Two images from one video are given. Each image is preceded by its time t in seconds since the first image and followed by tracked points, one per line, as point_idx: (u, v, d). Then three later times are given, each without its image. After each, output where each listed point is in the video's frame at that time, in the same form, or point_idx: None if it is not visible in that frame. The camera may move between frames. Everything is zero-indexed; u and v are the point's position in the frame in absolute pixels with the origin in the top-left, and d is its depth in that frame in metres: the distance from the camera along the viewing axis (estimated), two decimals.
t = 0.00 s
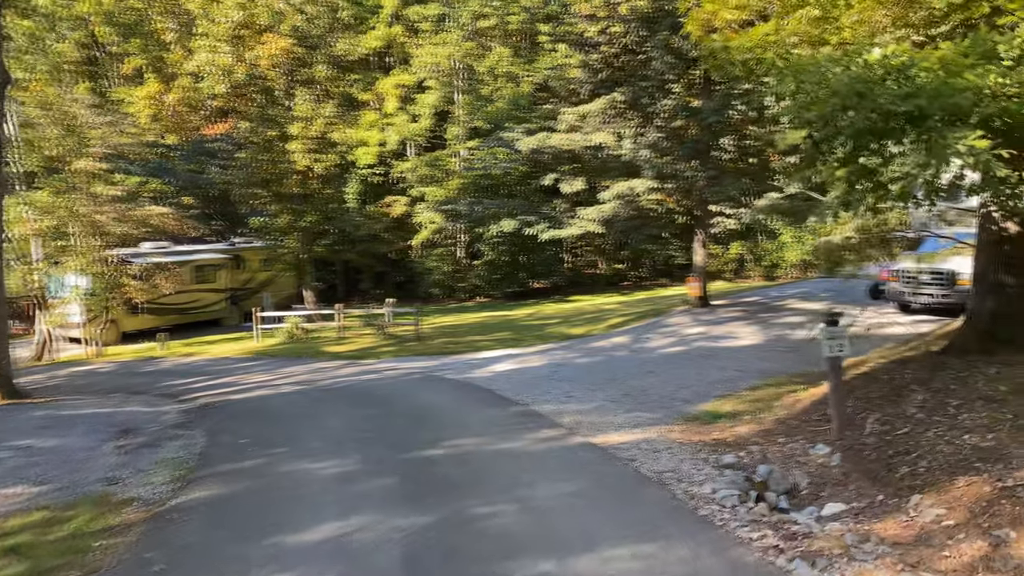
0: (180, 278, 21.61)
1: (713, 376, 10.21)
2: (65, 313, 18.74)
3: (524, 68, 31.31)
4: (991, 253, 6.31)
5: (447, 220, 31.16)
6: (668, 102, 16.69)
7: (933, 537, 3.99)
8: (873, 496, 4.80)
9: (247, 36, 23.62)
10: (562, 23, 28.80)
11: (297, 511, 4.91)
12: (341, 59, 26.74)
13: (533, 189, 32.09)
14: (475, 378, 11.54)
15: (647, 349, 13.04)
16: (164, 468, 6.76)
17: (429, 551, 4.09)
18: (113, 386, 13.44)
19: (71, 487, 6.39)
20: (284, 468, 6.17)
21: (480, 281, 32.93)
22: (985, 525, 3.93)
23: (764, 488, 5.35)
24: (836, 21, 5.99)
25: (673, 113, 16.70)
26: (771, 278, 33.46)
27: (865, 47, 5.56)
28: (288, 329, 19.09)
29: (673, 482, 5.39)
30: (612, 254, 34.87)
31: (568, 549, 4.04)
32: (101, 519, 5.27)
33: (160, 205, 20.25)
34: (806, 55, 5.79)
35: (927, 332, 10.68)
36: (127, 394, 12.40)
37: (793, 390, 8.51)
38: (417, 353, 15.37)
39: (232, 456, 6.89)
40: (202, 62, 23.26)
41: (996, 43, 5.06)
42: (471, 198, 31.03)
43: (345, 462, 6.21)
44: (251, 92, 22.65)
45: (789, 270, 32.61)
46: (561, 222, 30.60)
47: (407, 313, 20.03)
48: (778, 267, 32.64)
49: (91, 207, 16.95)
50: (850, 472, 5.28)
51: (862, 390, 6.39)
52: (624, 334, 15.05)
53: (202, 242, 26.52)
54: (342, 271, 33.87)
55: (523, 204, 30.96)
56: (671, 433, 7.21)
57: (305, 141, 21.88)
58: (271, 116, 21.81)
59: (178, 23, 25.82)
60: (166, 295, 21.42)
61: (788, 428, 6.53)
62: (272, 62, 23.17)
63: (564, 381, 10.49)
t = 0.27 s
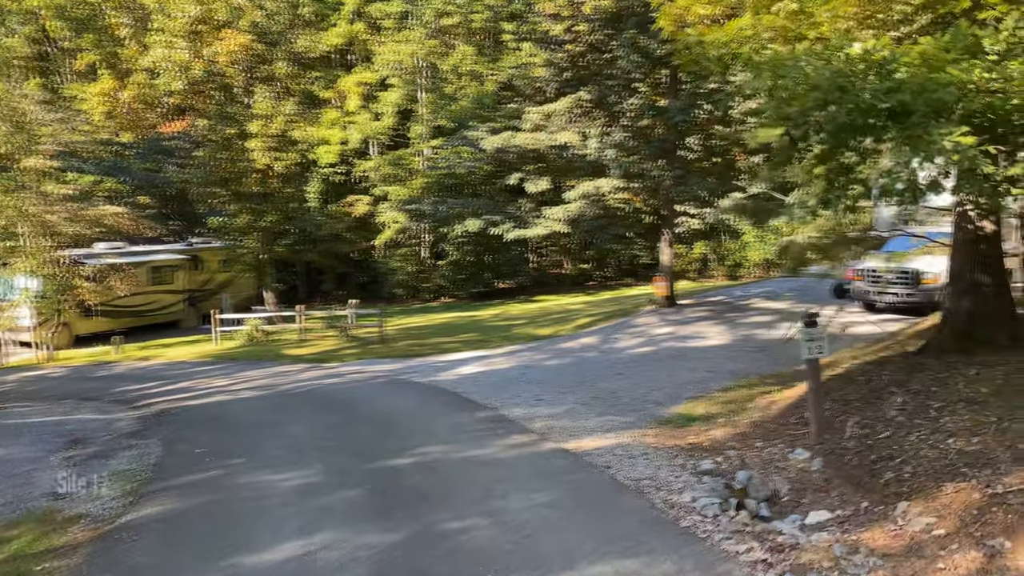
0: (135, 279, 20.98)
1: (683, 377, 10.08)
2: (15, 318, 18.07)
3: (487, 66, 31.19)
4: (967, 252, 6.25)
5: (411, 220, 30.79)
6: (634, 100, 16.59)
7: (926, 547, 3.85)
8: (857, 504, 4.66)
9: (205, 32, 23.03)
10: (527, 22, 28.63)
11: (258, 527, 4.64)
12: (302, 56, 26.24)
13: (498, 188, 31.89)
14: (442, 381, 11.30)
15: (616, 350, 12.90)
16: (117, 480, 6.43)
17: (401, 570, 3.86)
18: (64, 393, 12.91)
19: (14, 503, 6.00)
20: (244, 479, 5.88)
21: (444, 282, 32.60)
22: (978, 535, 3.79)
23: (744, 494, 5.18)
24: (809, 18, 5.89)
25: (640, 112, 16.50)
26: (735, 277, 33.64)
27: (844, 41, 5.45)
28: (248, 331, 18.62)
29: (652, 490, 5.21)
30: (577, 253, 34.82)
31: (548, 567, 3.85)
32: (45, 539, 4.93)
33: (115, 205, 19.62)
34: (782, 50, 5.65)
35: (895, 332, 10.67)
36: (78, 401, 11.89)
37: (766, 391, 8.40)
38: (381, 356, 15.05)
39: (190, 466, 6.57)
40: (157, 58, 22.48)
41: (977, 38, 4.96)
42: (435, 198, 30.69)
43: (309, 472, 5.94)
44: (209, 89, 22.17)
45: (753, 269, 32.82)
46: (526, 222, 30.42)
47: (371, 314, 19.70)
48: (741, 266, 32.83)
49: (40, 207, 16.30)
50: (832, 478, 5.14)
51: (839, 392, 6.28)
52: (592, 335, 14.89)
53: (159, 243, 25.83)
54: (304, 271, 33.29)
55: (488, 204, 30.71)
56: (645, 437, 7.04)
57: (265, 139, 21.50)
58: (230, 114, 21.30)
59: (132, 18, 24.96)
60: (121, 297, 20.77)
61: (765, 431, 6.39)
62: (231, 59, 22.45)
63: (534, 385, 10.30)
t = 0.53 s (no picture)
0: (88, 280, 20.31)
1: (653, 376, 9.94)
2: None
3: (451, 64, 30.81)
4: (943, 249, 6.20)
5: (373, 219, 30.40)
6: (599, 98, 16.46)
7: (918, 553, 3.69)
8: (842, 506, 4.51)
9: (159, 26, 22.28)
10: (490, 19, 28.44)
11: (215, 543, 4.35)
12: (261, 52, 25.72)
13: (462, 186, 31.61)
14: (406, 382, 11.03)
15: (583, 349, 12.73)
16: (62, 491, 6.05)
17: None
18: (11, 399, 12.33)
19: None
20: (200, 489, 5.57)
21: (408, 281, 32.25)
22: (971, 538, 3.65)
23: (724, 498, 5.00)
24: (785, 6, 5.74)
25: (604, 109, 16.33)
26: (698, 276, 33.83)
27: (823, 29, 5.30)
28: (206, 333, 18.11)
29: (629, 495, 5.01)
30: (542, 252, 34.74)
31: None
32: None
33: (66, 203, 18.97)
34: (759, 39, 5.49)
35: (863, 329, 10.65)
36: (25, 407, 11.35)
37: (737, 390, 8.27)
38: (343, 357, 14.69)
39: (141, 476, 6.22)
40: (110, 52, 21.63)
41: (957, 27, 4.87)
42: (398, 197, 30.32)
43: (269, 481, 5.64)
44: (165, 85, 21.45)
45: (715, 267, 33.01)
46: (490, 221, 30.20)
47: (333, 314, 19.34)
48: (704, 265, 33.00)
49: None
50: (812, 480, 4.99)
51: (816, 391, 6.16)
52: (559, 334, 14.71)
53: (113, 243, 25.13)
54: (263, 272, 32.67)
55: (451, 203, 30.43)
56: (618, 438, 6.85)
57: (222, 136, 20.92)
58: (186, 111, 20.94)
59: (84, 13, 24.18)
60: (73, 299, 20.09)
61: (740, 431, 6.24)
62: (186, 54, 21.85)
63: (501, 385, 10.08)
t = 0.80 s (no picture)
0: (40, 282, 19.61)
1: (625, 377, 9.80)
2: None
3: (414, 61, 30.53)
4: (923, 245, 6.10)
5: (336, 218, 30.02)
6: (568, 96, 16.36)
7: (918, 562, 3.54)
8: (832, 512, 4.35)
9: (114, 20, 21.24)
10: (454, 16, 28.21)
11: (192, 553, 4.19)
12: (221, 47, 25.17)
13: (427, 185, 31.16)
14: (374, 385, 10.75)
15: (554, 349, 12.56)
16: (54, 487, 5.92)
17: None
18: None
19: None
20: (195, 491, 5.44)
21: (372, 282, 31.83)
22: (973, 546, 3.51)
23: (708, 504, 4.81)
24: None
25: (573, 107, 16.23)
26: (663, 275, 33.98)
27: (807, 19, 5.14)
28: (164, 335, 17.56)
29: (611, 504, 4.79)
30: (507, 252, 34.56)
31: None
32: None
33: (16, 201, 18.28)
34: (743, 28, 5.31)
35: (834, 327, 10.63)
36: None
37: (713, 390, 8.14)
38: (307, 359, 14.32)
39: (137, 476, 6.04)
40: (61, 46, 20.18)
41: (945, 16, 4.71)
42: (362, 195, 29.91)
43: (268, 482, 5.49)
44: (120, 81, 20.88)
45: (680, 266, 33.12)
46: (456, 220, 29.98)
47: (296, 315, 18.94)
48: (669, 263, 33.07)
49: None
50: (800, 484, 4.82)
51: (797, 391, 6.02)
52: (527, 335, 14.50)
53: (66, 243, 24.42)
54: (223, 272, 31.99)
55: (416, 201, 30.09)
56: (594, 442, 6.65)
57: (180, 134, 20.31)
58: (143, 107, 20.21)
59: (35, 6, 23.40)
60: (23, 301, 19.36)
61: (722, 433, 6.08)
62: (144, 49, 21.22)
63: (472, 387, 9.87)
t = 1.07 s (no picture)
0: None
1: (602, 376, 9.60)
2: None
3: (379, 57, 29.05)
4: (911, 241, 5.98)
5: (299, 217, 29.75)
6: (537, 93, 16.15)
7: (930, 570, 3.36)
8: (832, 516, 4.17)
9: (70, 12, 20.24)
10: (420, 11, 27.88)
11: (174, 563, 4.03)
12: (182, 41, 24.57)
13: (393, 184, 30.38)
14: (344, 387, 10.44)
15: (527, 349, 12.35)
16: (49, 483, 5.79)
17: None
18: None
19: None
20: (191, 493, 5.30)
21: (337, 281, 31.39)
22: (987, 551, 3.35)
23: (700, 509, 4.60)
24: None
25: (544, 103, 16.04)
26: (632, 274, 34.00)
27: None
28: (123, 337, 17.00)
29: (600, 510, 4.56)
30: (476, 251, 34.24)
31: None
32: None
33: None
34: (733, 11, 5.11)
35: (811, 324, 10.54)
36: None
37: (694, 389, 7.97)
38: (273, 361, 13.93)
39: (136, 474, 5.91)
40: (14, 38, 19.58)
41: None
42: (326, 193, 29.47)
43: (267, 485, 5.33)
44: (76, 76, 20.08)
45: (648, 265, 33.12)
46: (423, 218, 29.57)
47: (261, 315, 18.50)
48: (637, 262, 33.05)
49: None
50: (795, 486, 4.64)
51: (786, 389, 5.87)
52: (499, 334, 14.27)
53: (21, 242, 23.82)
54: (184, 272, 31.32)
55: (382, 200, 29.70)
56: (577, 443, 6.44)
57: (139, 130, 19.73)
58: (100, 102, 19.49)
59: None
60: None
61: (708, 432, 5.89)
62: (100, 42, 20.43)
63: (445, 388, 9.61)
